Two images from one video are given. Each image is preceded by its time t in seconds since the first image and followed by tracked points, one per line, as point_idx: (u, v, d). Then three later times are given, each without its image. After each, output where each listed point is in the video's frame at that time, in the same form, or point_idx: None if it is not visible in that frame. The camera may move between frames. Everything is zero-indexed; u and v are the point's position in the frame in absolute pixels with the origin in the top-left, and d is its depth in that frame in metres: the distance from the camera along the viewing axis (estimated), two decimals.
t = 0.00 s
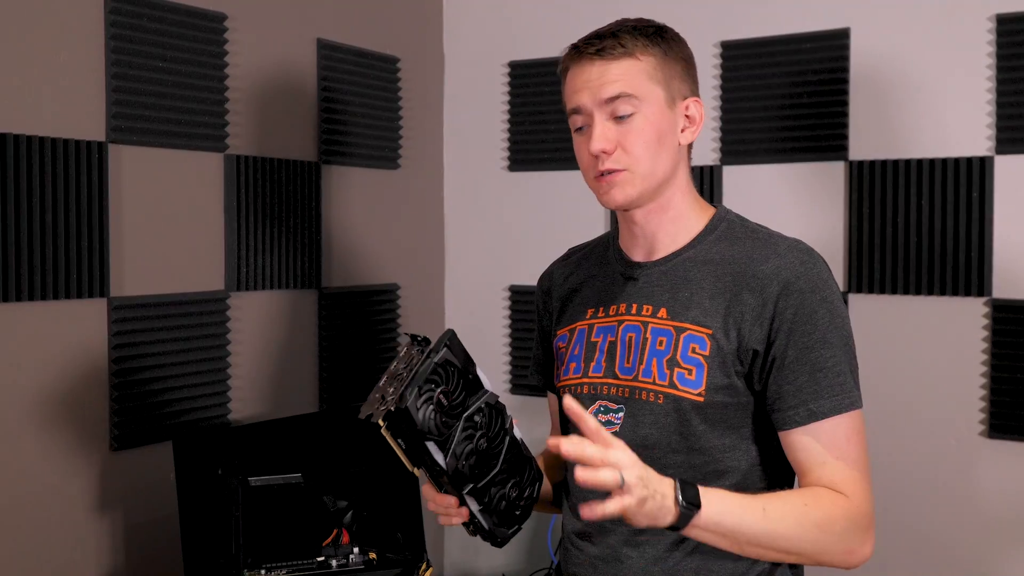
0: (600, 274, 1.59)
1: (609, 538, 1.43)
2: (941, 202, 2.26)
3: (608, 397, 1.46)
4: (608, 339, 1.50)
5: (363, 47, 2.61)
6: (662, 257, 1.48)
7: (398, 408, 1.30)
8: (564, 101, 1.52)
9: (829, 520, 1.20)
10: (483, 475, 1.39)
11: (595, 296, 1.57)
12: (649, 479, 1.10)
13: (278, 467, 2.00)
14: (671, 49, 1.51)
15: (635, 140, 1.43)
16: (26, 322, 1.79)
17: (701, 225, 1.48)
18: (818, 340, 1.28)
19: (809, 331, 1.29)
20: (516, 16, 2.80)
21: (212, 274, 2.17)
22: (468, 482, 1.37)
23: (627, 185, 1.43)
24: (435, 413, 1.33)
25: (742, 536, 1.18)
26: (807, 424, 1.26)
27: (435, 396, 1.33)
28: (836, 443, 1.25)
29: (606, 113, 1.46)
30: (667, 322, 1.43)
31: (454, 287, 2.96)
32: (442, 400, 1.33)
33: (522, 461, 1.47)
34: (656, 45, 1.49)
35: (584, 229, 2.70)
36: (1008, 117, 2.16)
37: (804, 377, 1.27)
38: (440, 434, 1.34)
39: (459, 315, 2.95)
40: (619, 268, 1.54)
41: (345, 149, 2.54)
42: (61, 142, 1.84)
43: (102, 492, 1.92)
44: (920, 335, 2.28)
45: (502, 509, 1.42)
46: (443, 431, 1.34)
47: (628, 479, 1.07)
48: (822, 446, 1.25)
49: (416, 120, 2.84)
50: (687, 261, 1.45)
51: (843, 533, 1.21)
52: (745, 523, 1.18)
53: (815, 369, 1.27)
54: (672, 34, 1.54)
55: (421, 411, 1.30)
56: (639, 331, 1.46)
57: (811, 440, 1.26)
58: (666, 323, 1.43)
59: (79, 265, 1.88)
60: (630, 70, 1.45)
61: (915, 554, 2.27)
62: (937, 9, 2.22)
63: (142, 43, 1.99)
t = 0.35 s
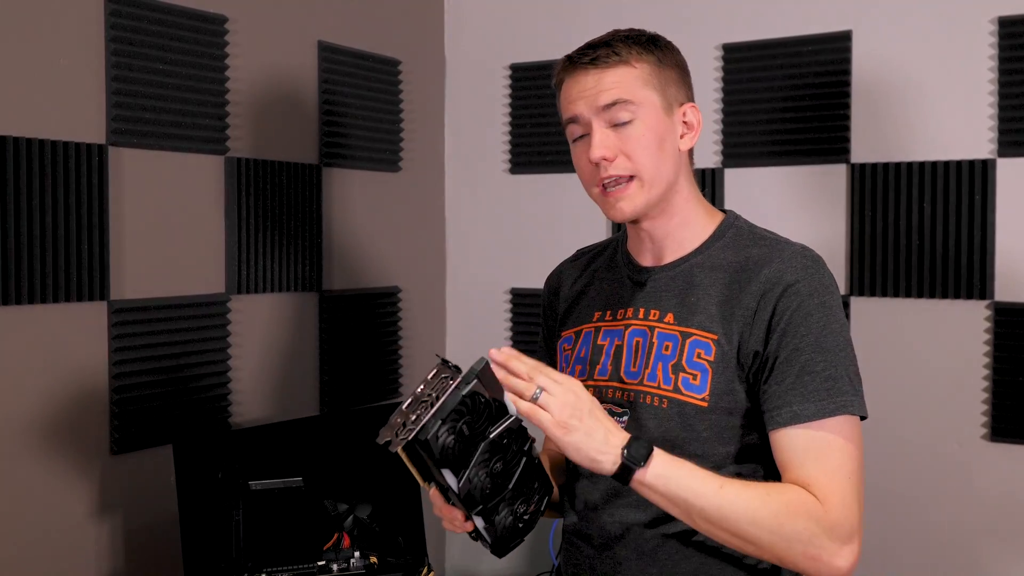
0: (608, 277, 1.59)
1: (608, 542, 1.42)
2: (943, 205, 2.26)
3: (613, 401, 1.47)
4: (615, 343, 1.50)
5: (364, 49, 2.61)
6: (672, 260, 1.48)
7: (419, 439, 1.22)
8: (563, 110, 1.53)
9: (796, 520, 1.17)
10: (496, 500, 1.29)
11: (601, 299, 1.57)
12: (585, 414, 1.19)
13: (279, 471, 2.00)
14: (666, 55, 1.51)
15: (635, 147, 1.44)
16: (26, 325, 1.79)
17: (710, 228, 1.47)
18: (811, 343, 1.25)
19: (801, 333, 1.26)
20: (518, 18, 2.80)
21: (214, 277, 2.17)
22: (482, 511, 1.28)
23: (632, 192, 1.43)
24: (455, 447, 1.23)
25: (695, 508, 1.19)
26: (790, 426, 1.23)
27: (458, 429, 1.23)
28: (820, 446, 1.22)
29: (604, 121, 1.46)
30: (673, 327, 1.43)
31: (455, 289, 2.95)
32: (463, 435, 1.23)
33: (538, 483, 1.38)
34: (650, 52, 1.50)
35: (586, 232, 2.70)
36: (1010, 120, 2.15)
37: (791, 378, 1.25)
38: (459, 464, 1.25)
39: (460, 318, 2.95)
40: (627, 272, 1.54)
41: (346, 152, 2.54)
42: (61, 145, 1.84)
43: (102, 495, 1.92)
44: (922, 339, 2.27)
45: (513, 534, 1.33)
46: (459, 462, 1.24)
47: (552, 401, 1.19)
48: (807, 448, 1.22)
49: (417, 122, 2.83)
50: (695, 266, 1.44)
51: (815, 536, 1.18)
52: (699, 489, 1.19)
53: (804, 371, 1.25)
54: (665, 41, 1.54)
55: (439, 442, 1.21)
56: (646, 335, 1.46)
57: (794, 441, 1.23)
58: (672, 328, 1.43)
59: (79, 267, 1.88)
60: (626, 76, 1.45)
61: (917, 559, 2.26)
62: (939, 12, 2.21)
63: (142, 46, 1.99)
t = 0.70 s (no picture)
0: (604, 284, 1.59)
1: (612, 549, 1.42)
2: (944, 210, 2.26)
3: (612, 410, 1.47)
4: (613, 351, 1.50)
5: (364, 55, 2.61)
6: (668, 267, 1.48)
7: (438, 498, 1.21)
8: (568, 110, 1.54)
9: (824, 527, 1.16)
10: (517, 534, 1.34)
11: (599, 308, 1.58)
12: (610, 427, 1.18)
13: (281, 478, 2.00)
14: (674, 62, 1.53)
15: (640, 149, 1.45)
16: (27, 331, 1.79)
17: (705, 236, 1.48)
18: (815, 347, 1.25)
19: (805, 339, 1.27)
20: (518, 24, 2.81)
21: (213, 282, 2.17)
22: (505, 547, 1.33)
23: (632, 192, 1.44)
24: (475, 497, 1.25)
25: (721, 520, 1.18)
26: (805, 434, 1.23)
27: (474, 481, 1.25)
28: (838, 451, 1.21)
29: (610, 122, 1.47)
30: (671, 335, 1.42)
31: (455, 295, 2.95)
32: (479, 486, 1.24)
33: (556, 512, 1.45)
34: (658, 57, 1.51)
35: (586, 238, 2.70)
36: (1010, 126, 2.16)
37: (801, 384, 1.24)
38: (481, 511, 1.27)
39: (460, 324, 2.95)
40: (622, 280, 1.54)
41: (347, 158, 2.54)
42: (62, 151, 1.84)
43: (103, 501, 1.92)
44: (923, 344, 2.27)
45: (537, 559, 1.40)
46: (480, 511, 1.26)
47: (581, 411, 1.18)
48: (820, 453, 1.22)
49: (418, 128, 2.84)
50: (689, 274, 1.45)
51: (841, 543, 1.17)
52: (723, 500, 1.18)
53: (812, 376, 1.24)
54: (673, 48, 1.56)
55: (461, 495, 1.23)
56: (644, 343, 1.46)
57: (808, 450, 1.23)
58: (670, 336, 1.42)
59: (80, 272, 1.88)
60: (634, 79, 1.47)
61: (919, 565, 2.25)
62: (938, 18, 2.22)
63: (144, 52, 1.99)
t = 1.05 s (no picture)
0: (603, 283, 1.59)
1: (621, 550, 1.42)
2: (947, 211, 2.26)
3: (616, 407, 1.46)
4: (614, 350, 1.50)
5: (368, 56, 2.62)
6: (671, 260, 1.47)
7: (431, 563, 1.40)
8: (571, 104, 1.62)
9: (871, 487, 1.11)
10: (521, 564, 1.47)
11: (600, 306, 1.58)
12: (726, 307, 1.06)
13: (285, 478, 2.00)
14: (673, 56, 1.57)
15: (625, 128, 1.47)
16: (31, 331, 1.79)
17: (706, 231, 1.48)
18: (829, 332, 1.25)
19: (819, 323, 1.26)
20: (521, 25, 2.81)
21: (217, 283, 2.17)
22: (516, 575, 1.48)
23: (616, 167, 1.45)
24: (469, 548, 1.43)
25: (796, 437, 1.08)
26: (816, 414, 1.20)
27: (464, 535, 1.42)
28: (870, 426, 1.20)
29: (601, 107, 1.53)
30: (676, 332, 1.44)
31: (458, 295, 2.95)
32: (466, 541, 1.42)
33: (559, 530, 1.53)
34: (655, 51, 1.56)
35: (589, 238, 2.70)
36: (1014, 128, 2.16)
37: (813, 366, 1.23)
38: (478, 563, 1.44)
39: (463, 324, 2.95)
40: (624, 278, 1.55)
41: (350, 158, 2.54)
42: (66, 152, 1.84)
43: (107, 501, 1.92)
44: (926, 345, 2.27)
45: None
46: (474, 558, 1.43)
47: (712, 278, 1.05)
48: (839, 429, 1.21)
49: (421, 129, 2.84)
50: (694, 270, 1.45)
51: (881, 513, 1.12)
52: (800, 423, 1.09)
53: (824, 360, 1.23)
54: (678, 45, 1.60)
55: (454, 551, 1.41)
56: (647, 341, 1.47)
57: (831, 424, 1.19)
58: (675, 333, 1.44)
59: (84, 272, 1.89)
60: (624, 67, 1.54)
61: (923, 567, 2.25)
62: (942, 19, 2.22)
63: (148, 53, 2.00)
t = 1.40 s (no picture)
0: (610, 279, 1.59)
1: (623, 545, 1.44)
2: (950, 205, 2.25)
3: (619, 403, 1.46)
4: (619, 346, 1.51)
5: (370, 51, 2.61)
6: (675, 261, 1.48)
7: None
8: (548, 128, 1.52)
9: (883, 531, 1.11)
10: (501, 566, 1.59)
11: (605, 302, 1.58)
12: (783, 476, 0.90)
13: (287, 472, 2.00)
14: (645, 63, 1.49)
15: (618, 163, 1.42)
16: (33, 325, 1.80)
17: (711, 230, 1.48)
18: (832, 339, 1.25)
19: (823, 328, 1.27)
20: (524, 18, 2.80)
21: (220, 278, 2.17)
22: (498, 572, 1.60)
23: (618, 207, 1.42)
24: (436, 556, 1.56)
25: (812, 532, 1.02)
26: (818, 420, 1.21)
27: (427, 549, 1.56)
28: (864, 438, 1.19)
29: (585, 140, 1.45)
30: (681, 330, 1.43)
31: (460, 290, 2.95)
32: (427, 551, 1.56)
33: (531, 531, 1.64)
34: (627, 63, 1.47)
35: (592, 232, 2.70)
36: (1017, 121, 2.15)
37: (816, 372, 1.24)
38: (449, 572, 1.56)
39: (466, 319, 2.95)
40: (629, 274, 1.54)
41: (352, 153, 2.54)
42: (67, 146, 1.84)
43: (110, 495, 1.93)
44: (929, 340, 2.27)
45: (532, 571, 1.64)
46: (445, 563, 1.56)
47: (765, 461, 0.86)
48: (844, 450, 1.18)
49: (423, 123, 2.84)
50: (700, 268, 1.45)
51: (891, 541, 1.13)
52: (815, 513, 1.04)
53: (827, 365, 1.24)
54: (646, 44, 1.52)
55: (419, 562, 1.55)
56: (652, 338, 1.46)
57: (828, 433, 1.20)
58: (680, 331, 1.43)
59: (87, 266, 1.89)
60: (602, 93, 1.44)
61: (925, 561, 2.25)
62: (945, 12, 2.21)
63: (149, 47, 1.99)
